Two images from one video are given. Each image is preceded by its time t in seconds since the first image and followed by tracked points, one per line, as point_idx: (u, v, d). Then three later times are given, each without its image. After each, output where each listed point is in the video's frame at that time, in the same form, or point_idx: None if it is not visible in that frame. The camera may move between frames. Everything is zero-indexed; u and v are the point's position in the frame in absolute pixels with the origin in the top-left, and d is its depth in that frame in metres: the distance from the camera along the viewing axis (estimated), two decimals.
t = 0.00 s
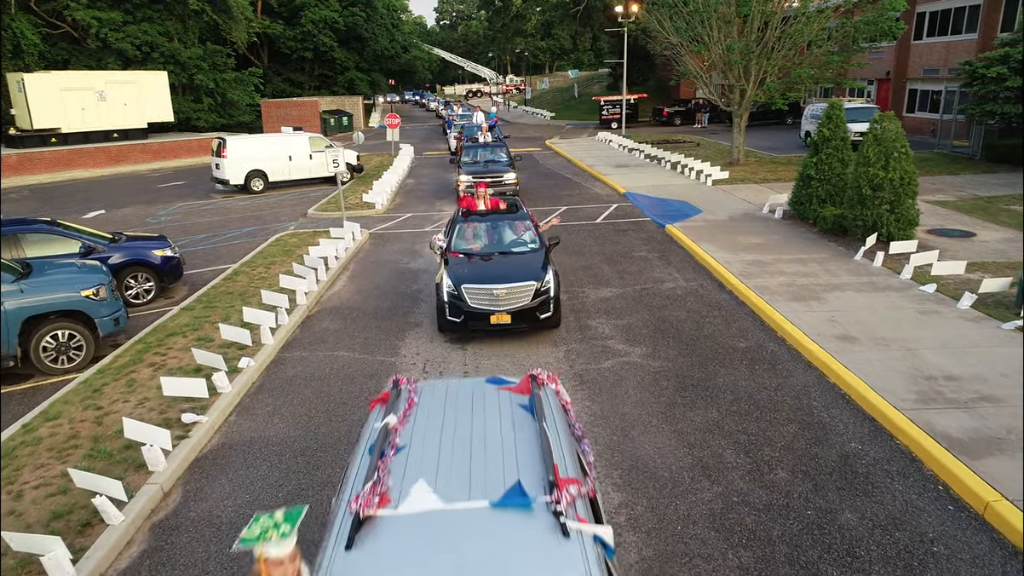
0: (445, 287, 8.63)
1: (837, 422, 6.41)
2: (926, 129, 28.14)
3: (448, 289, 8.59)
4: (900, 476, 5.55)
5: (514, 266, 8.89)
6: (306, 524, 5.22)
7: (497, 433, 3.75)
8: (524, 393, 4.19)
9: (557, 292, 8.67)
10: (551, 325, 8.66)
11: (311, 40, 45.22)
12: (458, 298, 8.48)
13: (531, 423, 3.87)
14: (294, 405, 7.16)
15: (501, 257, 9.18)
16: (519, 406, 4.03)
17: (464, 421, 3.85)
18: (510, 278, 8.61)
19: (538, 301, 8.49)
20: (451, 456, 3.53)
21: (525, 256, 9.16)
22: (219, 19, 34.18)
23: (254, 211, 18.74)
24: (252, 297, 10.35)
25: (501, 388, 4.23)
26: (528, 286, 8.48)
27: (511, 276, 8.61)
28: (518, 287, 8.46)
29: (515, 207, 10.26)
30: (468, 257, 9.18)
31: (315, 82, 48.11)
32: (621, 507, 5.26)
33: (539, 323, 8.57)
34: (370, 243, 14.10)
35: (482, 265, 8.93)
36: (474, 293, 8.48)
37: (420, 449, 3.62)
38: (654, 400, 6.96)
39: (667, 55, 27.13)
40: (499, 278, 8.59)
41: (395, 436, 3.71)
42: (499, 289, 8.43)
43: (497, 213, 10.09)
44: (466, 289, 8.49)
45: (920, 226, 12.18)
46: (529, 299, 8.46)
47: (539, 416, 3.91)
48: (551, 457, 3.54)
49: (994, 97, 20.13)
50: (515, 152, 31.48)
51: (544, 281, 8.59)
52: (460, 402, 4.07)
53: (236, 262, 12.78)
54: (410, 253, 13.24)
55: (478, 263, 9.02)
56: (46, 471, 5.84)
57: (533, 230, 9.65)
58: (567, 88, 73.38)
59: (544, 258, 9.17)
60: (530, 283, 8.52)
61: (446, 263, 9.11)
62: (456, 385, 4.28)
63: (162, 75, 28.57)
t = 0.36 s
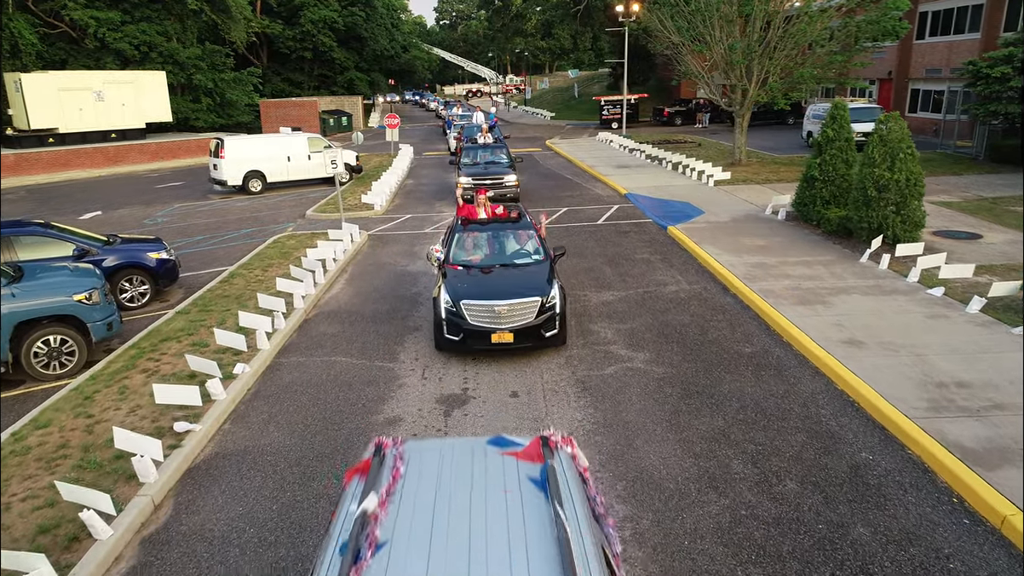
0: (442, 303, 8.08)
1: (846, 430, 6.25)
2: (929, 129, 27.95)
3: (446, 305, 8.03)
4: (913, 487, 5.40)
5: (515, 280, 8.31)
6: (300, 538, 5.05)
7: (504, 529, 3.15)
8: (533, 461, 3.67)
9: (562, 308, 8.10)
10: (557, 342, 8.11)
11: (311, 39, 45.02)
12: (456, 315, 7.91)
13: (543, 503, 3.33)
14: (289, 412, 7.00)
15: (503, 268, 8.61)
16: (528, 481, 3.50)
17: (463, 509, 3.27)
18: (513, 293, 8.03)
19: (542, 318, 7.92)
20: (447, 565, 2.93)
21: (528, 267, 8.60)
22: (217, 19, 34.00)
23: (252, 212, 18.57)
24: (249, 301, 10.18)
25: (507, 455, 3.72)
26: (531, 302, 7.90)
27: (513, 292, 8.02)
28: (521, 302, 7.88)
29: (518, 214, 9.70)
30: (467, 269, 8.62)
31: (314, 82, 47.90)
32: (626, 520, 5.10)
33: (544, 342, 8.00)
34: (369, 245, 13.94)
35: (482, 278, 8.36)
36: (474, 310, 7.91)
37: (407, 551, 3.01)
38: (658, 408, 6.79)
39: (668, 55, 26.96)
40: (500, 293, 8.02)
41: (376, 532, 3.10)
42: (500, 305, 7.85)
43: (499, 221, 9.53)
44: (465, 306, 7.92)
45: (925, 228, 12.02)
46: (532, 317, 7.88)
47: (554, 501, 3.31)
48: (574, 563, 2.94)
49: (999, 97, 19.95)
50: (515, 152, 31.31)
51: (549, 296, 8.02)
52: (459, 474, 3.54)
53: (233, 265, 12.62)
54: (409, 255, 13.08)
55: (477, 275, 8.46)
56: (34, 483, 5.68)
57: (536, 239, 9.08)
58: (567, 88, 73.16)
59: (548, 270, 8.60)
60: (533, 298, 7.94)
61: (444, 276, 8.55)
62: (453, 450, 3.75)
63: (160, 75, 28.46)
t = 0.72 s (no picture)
0: (440, 322, 7.44)
1: (858, 442, 6.06)
2: (931, 130, 27.77)
3: (443, 325, 7.39)
4: (929, 503, 5.21)
5: (520, 297, 7.71)
6: (294, 557, 4.86)
7: None
8: (549, 570, 2.96)
9: (571, 328, 7.48)
10: (565, 365, 7.47)
11: (310, 39, 44.85)
12: (455, 336, 7.29)
13: None
14: (285, 422, 6.81)
15: (505, 284, 8.03)
16: None
17: None
18: (517, 311, 7.44)
19: (549, 340, 7.30)
20: None
21: (533, 283, 8.03)
22: (216, 18, 33.79)
23: (249, 213, 18.39)
24: (245, 305, 10.00)
25: (517, 559, 3.03)
26: (537, 321, 7.30)
27: (518, 311, 7.41)
28: (525, 322, 7.26)
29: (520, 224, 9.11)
30: (467, 285, 8.01)
31: (314, 82, 47.72)
32: (631, 538, 4.92)
33: (550, 365, 7.37)
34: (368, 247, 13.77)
35: (484, 295, 7.77)
36: (475, 331, 7.28)
37: None
38: (664, 418, 6.60)
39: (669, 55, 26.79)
40: (503, 312, 7.42)
41: None
42: (503, 325, 7.24)
43: (500, 231, 8.93)
44: (465, 326, 7.30)
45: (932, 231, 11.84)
46: (538, 338, 7.26)
47: None
48: None
49: (1004, 97, 19.76)
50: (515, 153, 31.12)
51: (556, 314, 7.41)
52: None
53: (230, 267, 12.44)
54: (408, 258, 12.91)
55: (478, 291, 7.87)
56: (19, 497, 5.48)
57: (541, 251, 8.51)
58: (566, 88, 73.01)
59: (554, 285, 8.03)
60: (539, 318, 7.34)
61: (442, 292, 7.94)
62: (448, 552, 3.06)
63: (158, 75, 28.47)
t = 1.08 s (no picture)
0: (438, 347, 6.77)
1: (874, 456, 5.85)
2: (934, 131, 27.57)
3: (441, 351, 6.73)
4: (951, 522, 5.00)
5: (525, 318, 7.03)
6: None
7: None
8: None
9: (582, 354, 6.81)
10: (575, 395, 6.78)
11: (309, 39, 44.62)
12: (454, 362, 6.63)
13: None
14: (280, 434, 6.59)
15: (509, 303, 7.35)
16: None
17: None
18: (522, 334, 6.76)
19: (558, 367, 6.64)
20: None
21: (539, 302, 7.34)
22: (214, 18, 33.53)
23: (247, 215, 18.18)
24: (241, 311, 9.78)
25: None
26: (544, 347, 6.62)
27: (523, 334, 6.74)
28: (532, 348, 6.59)
29: (525, 235, 8.37)
30: (468, 304, 7.34)
31: (313, 82, 47.50)
32: (640, 560, 4.70)
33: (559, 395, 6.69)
34: (366, 250, 13.57)
35: (485, 316, 7.09)
36: (477, 358, 6.61)
37: None
38: (672, 430, 6.38)
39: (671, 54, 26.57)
40: (507, 335, 6.75)
41: None
42: (507, 352, 6.56)
43: (504, 243, 8.22)
44: (465, 352, 6.64)
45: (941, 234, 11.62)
46: (545, 365, 6.60)
47: None
48: None
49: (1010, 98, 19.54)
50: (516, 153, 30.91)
51: (566, 339, 6.74)
52: None
53: (226, 271, 12.23)
54: (408, 261, 12.70)
55: (479, 311, 7.20)
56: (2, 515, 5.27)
57: (548, 265, 7.81)
58: (566, 88, 72.81)
59: (563, 303, 7.34)
60: (547, 343, 6.66)
61: (439, 312, 7.27)
62: None
63: (156, 75, 28.08)
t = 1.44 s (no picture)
0: (435, 382, 6.06)
1: (895, 474, 5.60)
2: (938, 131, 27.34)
3: (439, 385, 6.03)
4: (979, 547, 4.75)
5: (533, 347, 6.33)
6: None
7: None
8: None
9: (596, 388, 6.11)
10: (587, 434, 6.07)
11: (308, 39, 44.33)
12: (454, 399, 5.92)
13: None
14: (274, 449, 6.33)
15: (515, 327, 6.68)
16: None
17: None
18: (530, 365, 6.08)
19: (570, 405, 5.92)
20: None
21: (547, 327, 6.66)
22: (213, 17, 33.25)
23: (244, 217, 17.93)
24: (236, 317, 9.52)
25: None
26: (555, 381, 5.92)
27: (532, 366, 6.05)
28: (541, 383, 5.88)
29: (531, 251, 7.72)
30: (469, 329, 6.66)
31: (312, 82, 47.24)
32: None
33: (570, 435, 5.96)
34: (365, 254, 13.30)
35: (488, 344, 6.41)
36: (479, 395, 5.91)
37: None
38: (682, 445, 6.12)
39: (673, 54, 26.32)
40: (513, 368, 6.04)
41: None
42: (513, 389, 5.85)
43: (508, 259, 7.55)
44: (465, 389, 5.92)
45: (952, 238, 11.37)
46: (556, 403, 5.90)
47: None
48: None
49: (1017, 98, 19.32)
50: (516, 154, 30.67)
51: (579, 372, 6.04)
52: None
53: (222, 275, 11.98)
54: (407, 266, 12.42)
55: (481, 338, 6.51)
56: None
57: (556, 285, 7.14)
58: (566, 88, 72.59)
59: (574, 328, 6.67)
60: (558, 376, 5.95)
61: (438, 339, 6.58)
62: None
63: (153, 74, 27.47)
